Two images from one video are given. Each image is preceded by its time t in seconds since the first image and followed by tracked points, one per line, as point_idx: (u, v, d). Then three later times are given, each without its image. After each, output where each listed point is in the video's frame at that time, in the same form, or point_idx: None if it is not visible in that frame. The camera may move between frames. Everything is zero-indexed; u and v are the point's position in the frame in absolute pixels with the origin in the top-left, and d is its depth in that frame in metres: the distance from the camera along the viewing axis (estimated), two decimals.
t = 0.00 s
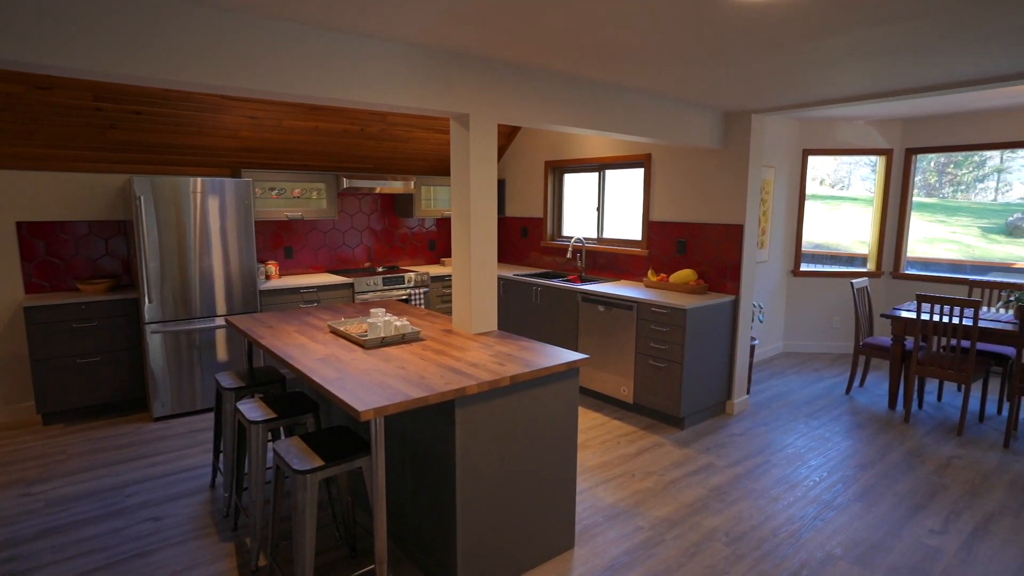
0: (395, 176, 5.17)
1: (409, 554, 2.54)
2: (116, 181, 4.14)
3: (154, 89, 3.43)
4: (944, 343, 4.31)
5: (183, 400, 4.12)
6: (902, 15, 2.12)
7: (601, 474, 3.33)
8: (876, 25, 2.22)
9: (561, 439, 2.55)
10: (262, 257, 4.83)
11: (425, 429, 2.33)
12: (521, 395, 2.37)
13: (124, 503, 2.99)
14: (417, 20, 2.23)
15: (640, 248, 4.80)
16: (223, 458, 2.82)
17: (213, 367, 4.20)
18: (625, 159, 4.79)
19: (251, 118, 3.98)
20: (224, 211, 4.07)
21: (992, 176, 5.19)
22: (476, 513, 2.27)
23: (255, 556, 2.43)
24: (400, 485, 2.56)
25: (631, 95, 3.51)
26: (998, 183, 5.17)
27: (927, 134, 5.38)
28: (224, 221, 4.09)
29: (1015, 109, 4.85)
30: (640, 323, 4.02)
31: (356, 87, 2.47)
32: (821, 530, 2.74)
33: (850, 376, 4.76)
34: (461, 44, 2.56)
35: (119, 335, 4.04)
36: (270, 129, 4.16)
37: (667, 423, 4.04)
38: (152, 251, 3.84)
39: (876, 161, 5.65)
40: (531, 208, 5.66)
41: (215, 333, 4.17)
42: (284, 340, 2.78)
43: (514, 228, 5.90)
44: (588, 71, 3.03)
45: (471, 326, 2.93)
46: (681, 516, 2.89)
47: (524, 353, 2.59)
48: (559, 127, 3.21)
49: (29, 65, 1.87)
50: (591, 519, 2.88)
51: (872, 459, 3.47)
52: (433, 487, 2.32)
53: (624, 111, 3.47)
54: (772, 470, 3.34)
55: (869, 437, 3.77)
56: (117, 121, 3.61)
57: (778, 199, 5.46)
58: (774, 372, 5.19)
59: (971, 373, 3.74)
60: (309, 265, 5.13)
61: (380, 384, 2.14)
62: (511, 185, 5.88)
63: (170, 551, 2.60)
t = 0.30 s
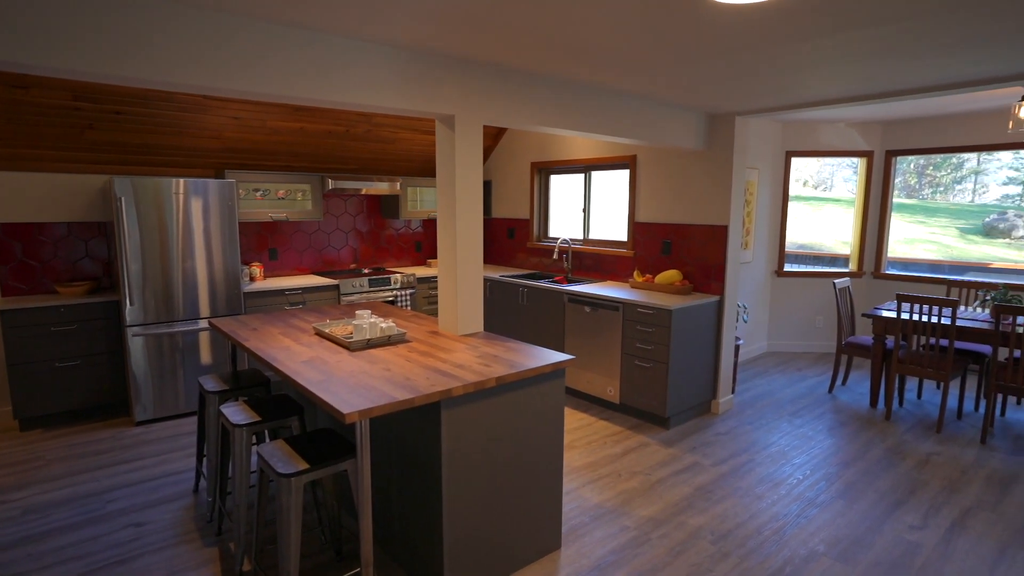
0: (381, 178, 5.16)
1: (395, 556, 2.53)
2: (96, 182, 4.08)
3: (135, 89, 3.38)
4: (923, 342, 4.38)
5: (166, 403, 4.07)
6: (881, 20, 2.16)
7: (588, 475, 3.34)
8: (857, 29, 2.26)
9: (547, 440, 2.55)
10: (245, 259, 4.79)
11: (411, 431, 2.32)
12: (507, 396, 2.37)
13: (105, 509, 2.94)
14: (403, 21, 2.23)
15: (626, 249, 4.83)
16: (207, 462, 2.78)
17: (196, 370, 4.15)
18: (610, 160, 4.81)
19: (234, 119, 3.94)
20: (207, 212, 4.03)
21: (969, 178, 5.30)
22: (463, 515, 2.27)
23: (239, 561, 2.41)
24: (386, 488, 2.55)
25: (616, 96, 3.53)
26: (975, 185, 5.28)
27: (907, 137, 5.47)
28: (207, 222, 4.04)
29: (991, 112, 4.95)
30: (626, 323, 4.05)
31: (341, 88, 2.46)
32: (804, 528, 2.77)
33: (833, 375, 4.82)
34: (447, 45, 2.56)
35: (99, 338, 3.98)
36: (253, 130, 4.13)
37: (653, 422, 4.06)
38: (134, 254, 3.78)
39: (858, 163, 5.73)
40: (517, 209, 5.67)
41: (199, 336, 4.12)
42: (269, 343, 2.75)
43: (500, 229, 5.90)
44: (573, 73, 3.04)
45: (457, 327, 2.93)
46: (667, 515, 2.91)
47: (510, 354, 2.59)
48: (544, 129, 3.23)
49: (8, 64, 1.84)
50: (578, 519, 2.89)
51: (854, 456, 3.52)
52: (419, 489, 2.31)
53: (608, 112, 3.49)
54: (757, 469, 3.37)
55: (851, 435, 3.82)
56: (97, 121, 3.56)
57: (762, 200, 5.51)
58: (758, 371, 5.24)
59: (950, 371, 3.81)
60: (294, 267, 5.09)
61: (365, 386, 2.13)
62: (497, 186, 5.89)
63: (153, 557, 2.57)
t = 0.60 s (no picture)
0: (367, 179, 5.14)
1: (381, 559, 2.52)
2: (75, 183, 4.01)
3: (115, 88, 3.33)
4: (903, 341, 4.45)
5: (148, 407, 4.02)
6: (860, 23, 2.20)
7: (575, 475, 3.35)
8: (838, 32, 2.29)
9: (534, 440, 2.56)
10: (229, 260, 4.74)
11: (397, 433, 2.31)
12: (493, 397, 2.37)
13: (85, 515, 2.89)
14: (388, 21, 2.22)
15: (612, 250, 4.85)
16: (190, 466, 2.75)
17: (179, 374, 4.10)
18: (596, 161, 4.83)
19: (217, 119, 3.90)
20: (190, 214, 3.98)
21: (948, 180, 5.40)
22: (450, 517, 2.26)
23: (223, 566, 2.38)
24: (372, 490, 2.53)
25: (601, 98, 3.55)
26: (953, 187, 5.38)
27: (887, 139, 5.56)
28: (190, 224, 3.99)
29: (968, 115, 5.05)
30: (612, 324, 4.06)
31: (326, 88, 2.45)
32: (788, 525, 2.80)
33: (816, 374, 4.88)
34: (433, 46, 2.56)
35: (79, 342, 3.92)
36: (237, 130, 4.08)
37: (639, 422, 4.09)
38: (114, 255, 3.72)
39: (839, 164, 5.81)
40: (504, 210, 5.68)
41: (181, 338, 4.07)
42: (253, 345, 2.73)
43: (487, 230, 5.90)
44: (558, 74, 3.05)
45: (443, 328, 2.92)
46: (653, 514, 2.92)
47: (497, 355, 2.59)
48: (530, 130, 3.24)
49: None
50: (565, 519, 2.89)
51: (837, 454, 3.57)
52: (405, 491, 2.30)
53: (594, 113, 3.50)
54: (742, 467, 3.40)
55: (834, 433, 3.87)
56: (76, 121, 3.50)
57: (747, 202, 5.57)
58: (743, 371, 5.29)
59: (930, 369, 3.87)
60: (279, 268, 5.05)
61: (350, 388, 2.12)
62: (483, 187, 5.89)
63: (134, 563, 2.53)
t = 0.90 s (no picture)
0: (353, 180, 5.12)
1: (367, 562, 2.50)
2: (54, 184, 3.94)
3: (95, 87, 3.28)
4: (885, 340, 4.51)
5: (129, 411, 3.96)
6: (842, 27, 2.22)
7: (562, 476, 3.35)
8: (821, 35, 2.32)
9: (520, 442, 2.56)
10: (213, 262, 4.69)
11: (383, 436, 2.30)
12: (479, 399, 2.36)
13: (64, 522, 2.84)
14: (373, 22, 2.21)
15: (598, 251, 4.87)
16: (172, 471, 2.71)
17: (161, 377, 4.05)
18: (582, 163, 4.85)
19: (200, 119, 3.85)
20: (173, 215, 3.93)
21: (928, 181, 5.49)
22: (436, 519, 2.26)
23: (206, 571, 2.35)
24: (358, 493, 2.52)
25: (587, 100, 3.56)
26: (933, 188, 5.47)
27: (868, 141, 5.65)
28: (173, 225, 3.94)
29: (947, 118, 5.14)
30: (598, 324, 4.08)
31: (311, 89, 2.43)
32: (773, 523, 2.83)
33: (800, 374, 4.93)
34: (418, 47, 2.55)
35: (57, 345, 3.85)
36: (220, 131, 4.04)
37: (625, 422, 4.10)
38: (95, 257, 3.66)
39: (822, 166, 5.89)
40: (490, 212, 5.67)
41: (164, 341, 4.02)
42: (237, 348, 2.70)
43: (473, 231, 5.90)
44: (544, 76, 3.06)
45: (430, 330, 2.91)
46: (639, 514, 2.93)
47: (483, 356, 2.59)
48: (516, 131, 3.24)
49: None
50: (552, 519, 2.90)
51: (820, 452, 3.61)
52: (391, 494, 2.29)
53: (579, 115, 3.52)
54: (727, 466, 3.43)
55: (817, 432, 3.91)
56: (55, 120, 3.44)
57: (731, 203, 5.62)
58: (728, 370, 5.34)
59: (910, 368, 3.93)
60: (263, 270, 5.01)
61: (335, 391, 2.10)
62: (470, 188, 5.88)
63: (115, 570, 2.49)
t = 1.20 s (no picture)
0: (339, 181, 5.09)
1: (354, 566, 2.49)
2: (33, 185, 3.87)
3: (76, 86, 3.23)
4: (868, 340, 4.57)
5: (112, 415, 3.90)
6: (825, 30, 2.25)
7: (550, 476, 3.36)
8: (804, 38, 2.34)
9: (507, 443, 2.55)
10: (197, 264, 4.64)
11: (370, 438, 2.29)
12: (466, 400, 2.36)
13: (44, 529, 2.79)
14: (359, 22, 2.20)
15: (585, 252, 4.88)
16: (155, 476, 2.68)
17: (144, 381, 3.99)
18: (569, 164, 4.86)
19: (184, 120, 3.81)
20: (156, 217, 3.89)
21: (909, 183, 5.58)
22: (423, 521, 2.25)
23: None
24: (344, 496, 2.50)
25: (573, 101, 3.57)
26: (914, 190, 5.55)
27: (851, 143, 5.72)
28: (156, 227, 3.90)
29: (927, 120, 5.22)
30: (585, 325, 4.09)
31: (297, 89, 2.41)
32: (759, 522, 2.85)
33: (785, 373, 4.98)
34: (404, 48, 2.54)
35: (37, 349, 3.79)
36: (204, 131, 4.00)
37: (613, 423, 4.12)
38: (75, 259, 3.60)
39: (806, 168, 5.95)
40: (478, 213, 5.67)
41: (147, 344, 3.96)
42: (221, 350, 2.67)
43: (461, 233, 5.89)
44: (530, 77, 3.06)
45: (416, 331, 2.90)
46: (627, 514, 2.94)
47: (470, 358, 2.59)
48: (503, 132, 3.24)
49: None
50: (539, 520, 2.90)
51: (805, 451, 3.64)
52: (378, 497, 2.28)
53: (566, 117, 3.53)
54: (713, 466, 3.46)
55: (802, 431, 3.96)
56: (34, 120, 3.38)
57: (717, 204, 5.67)
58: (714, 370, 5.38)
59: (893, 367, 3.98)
60: (249, 272, 4.96)
61: (321, 393, 2.09)
62: (457, 189, 5.87)
63: None
